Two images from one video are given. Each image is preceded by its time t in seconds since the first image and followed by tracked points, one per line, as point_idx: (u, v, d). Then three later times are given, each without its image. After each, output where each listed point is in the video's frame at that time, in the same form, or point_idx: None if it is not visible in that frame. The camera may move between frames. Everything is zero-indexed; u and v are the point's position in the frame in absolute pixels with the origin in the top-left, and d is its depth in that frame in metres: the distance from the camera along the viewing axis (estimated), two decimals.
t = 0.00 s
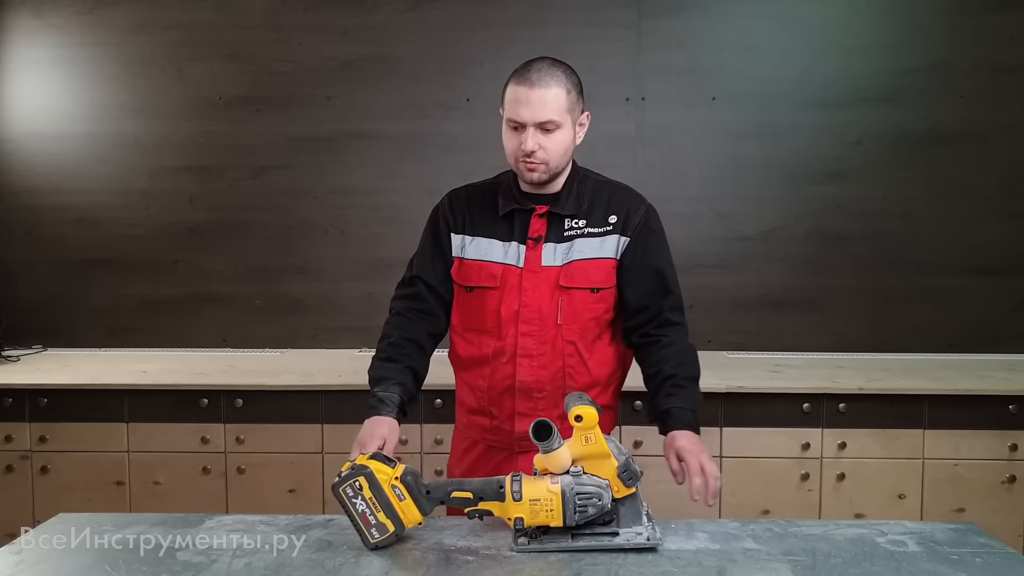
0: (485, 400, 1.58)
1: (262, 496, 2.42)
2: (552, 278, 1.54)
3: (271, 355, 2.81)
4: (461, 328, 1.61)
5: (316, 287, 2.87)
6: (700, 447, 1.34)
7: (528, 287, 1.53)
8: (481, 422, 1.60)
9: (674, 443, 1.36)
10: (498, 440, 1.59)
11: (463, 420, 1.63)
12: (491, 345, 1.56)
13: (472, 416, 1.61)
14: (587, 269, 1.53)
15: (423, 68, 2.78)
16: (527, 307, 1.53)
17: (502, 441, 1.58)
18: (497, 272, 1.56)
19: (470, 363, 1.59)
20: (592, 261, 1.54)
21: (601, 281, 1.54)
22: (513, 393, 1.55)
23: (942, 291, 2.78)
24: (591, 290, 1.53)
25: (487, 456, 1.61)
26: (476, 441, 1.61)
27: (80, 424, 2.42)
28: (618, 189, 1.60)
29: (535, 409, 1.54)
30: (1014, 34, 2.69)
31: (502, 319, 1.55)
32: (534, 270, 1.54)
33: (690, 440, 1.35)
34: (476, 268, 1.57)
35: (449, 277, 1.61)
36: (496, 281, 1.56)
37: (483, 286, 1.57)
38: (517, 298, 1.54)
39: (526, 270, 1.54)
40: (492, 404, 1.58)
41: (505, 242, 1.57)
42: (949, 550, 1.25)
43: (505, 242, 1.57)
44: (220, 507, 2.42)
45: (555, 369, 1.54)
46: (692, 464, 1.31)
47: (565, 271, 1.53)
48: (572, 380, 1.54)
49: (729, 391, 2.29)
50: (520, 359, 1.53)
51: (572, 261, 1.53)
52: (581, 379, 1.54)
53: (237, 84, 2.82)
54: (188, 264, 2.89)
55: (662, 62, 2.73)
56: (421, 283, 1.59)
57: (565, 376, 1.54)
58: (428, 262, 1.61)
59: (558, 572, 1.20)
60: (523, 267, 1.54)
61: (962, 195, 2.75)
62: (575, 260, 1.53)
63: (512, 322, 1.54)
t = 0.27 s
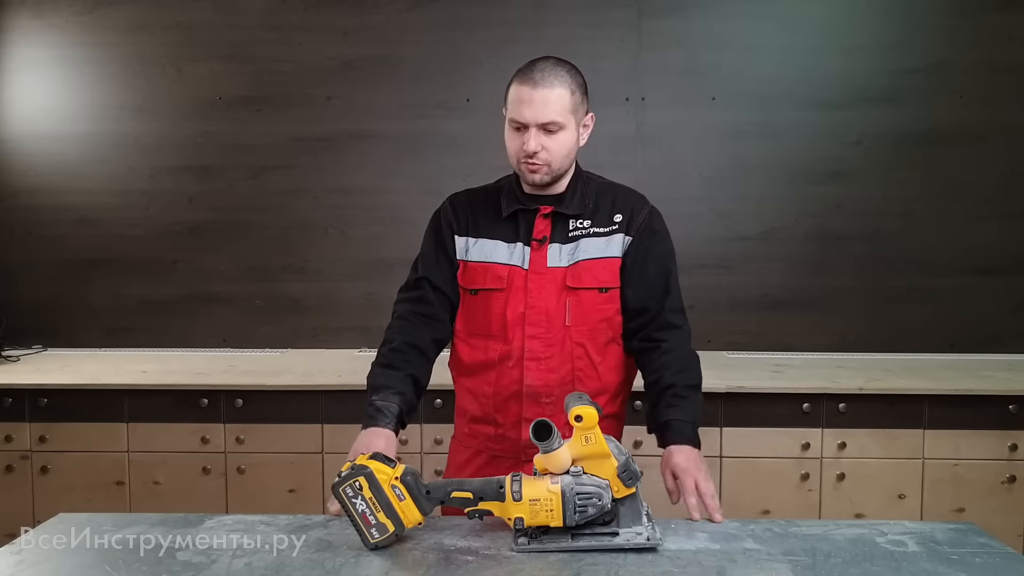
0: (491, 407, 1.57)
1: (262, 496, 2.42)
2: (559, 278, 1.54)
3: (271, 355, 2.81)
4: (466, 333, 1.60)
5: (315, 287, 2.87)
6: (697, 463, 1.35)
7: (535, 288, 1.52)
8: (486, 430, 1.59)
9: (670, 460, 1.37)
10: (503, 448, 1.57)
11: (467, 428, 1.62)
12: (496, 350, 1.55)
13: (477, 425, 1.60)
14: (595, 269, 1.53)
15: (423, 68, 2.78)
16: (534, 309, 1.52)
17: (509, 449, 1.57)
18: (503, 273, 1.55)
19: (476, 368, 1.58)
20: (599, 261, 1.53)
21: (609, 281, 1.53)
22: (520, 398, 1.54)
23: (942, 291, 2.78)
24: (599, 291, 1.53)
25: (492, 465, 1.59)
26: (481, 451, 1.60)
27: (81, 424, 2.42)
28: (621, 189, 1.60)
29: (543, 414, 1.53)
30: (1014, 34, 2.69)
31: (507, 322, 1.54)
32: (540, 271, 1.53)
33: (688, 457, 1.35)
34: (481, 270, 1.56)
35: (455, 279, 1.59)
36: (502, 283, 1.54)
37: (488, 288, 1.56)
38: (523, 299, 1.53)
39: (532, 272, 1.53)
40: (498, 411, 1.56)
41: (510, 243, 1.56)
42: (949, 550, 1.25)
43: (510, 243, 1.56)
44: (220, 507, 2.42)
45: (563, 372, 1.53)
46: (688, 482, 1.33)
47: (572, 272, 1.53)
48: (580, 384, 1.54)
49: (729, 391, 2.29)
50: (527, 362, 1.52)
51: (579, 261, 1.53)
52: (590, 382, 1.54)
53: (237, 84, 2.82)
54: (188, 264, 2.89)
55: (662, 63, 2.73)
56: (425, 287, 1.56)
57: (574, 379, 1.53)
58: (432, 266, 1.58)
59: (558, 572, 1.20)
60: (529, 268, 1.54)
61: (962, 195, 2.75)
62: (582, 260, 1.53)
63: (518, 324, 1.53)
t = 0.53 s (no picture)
0: (495, 415, 1.54)
1: (262, 496, 2.42)
2: (561, 280, 1.52)
3: (271, 355, 2.81)
4: (467, 338, 1.58)
5: (315, 287, 2.87)
6: (688, 473, 1.40)
7: (537, 291, 1.51)
8: (490, 439, 1.56)
9: (661, 471, 1.42)
10: (509, 457, 1.55)
11: (471, 437, 1.59)
12: (499, 355, 1.53)
13: (481, 433, 1.57)
14: (598, 270, 1.52)
15: (423, 68, 2.78)
16: (537, 312, 1.50)
17: (515, 457, 1.55)
18: (502, 276, 1.53)
19: (478, 374, 1.56)
20: (602, 261, 1.52)
21: (613, 282, 1.52)
22: (525, 404, 1.52)
23: (942, 291, 2.78)
24: (603, 291, 1.52)
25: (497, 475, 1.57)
26: (486, 459, 1.57)
27: (81, 424, 2.42)
28: (622, 188, 1.60)
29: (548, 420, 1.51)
30: (1014, 35, 2.69)
31: (510, 325, 1.52)
32: (542, 273, 1.52)
33: (679, 468, 1.40)
34: (480, 274, 1.55)
35: (451, 286, 1.59)
36: (501, 285, 1.53)
37: (488, 291, 1.54)
38: (526, 302, 1.51)
39: (533, 274, 1.52)
40: (503, 418, 1.54)
41: (509, 245, 1.55)
42: (949, 550, 1.25)
43: (509, 246, 1.55)
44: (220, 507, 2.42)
45: (568, 377, 1.51)
46: (678, 491, 1.38)
47: (574, 272, 1.52)
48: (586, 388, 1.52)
49: (729, 391, 2.29)
50: (532, 367, 1.49)
51: (582, 261, 1.52)
52: (597, 386, 1.52)
53: (237, 84, 2.82)
54: (188, 264, 2.89)
55: (662, 63, 2.73)
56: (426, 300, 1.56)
57: (580, 383, 1.51)
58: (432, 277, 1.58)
59: (558, 572, 1.20)
60: (531, 270, 1.52)
61: (962, 195, 2.75)
62: (584, 261, 1.52)
63: (521, 328, 1.51)
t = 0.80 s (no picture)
0: (496, 419, 1.53)
1: (262, 496, 2.42)
2: (561, 282, 1.52)
3: (271, 355, 2.81)
4: (467, 342, 1.58)
5: (316, 287, 2.87)
6: (686, 477, 1.40)
7: (536, 293, 1.50)
8: (491, 443, 1.56)
9: (659, 475, 1.42)
10: (510, 461, 1.54)
11: (472, 442, 1.58)
12: (498, 358, 1.53)
13: (482, 437, 1.57)
14: (598, 271, 1.52)
15: (423, 68, 2.78)
16: (537, 315, 1.50)
17: (516, 461, 1.54)
18: (500, 278, 1.53)
19: (477, 378, 1.56)
20: (602, 262, 1.52)
21: (614, 283, 1.52)
22: (526, 408, 1.51)
23: (942, 291, 2.78)
24: (604, 293, 1.51)
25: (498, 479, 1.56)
26: (488, 464, 1.57)
27: (81, 424, 2.42)
28: (621, 188, 1.59)
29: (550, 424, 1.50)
30: (1014, 34, 2.69)
31: (509, 328, 1.51)
32: (541, 274, 1.51)
33: (676, 472, 1.40)
34: (479, 276, 1.55)
35: (449, 289, 1.59)
36: (499, 288, 1.53)
37: (486, 293, 1.54)
38: (525, 305, 1.51)
39: (532, 276, 1.51)
40: (504, 423, 1.53)
41: (507, 246, 1.55)
42: (949, 550, 1.25)
43: (507, 247, 1.55)
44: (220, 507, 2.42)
45: (569, 380, 1.50)
46: (676, 495, 1.39)
47: (574, 274, 1.51)
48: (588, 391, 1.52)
49: (729, 391, 2.29)
50: (532, 370, 1.49)
51: (582, 262, 1.52)
52: (598, 389, 1.51)
53: (237, 85, 2.82)
54: (188, 264, 2.89)
55: (662, 63, 2.73)
56: (427, 309, 1.56)
57: (581, 386, 1.51)
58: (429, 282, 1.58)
59: (558, 572, 1.20)
60: (529, 271, 1.52)
61: (962, 195, 2.75)
62: (584, 262, 1.52)
63: (521, 331, 1.50)
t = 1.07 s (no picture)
0: (497, 420, 1.53)
1: (262, 496, 2.42)
2: (563, 283, 1.52)
3: (271, 355, 2.81)
4: (468, 342, 1.57)
5: (315, 287, 2.87)
6: (687, 477, 1.40)
7: (539, 293, 1.50)
8: (492, 444, 1.55)
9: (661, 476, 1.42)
10: (511, 461, 1.54)
11: (472, 442, 1.58)
12: (499, 359, 1.52)
13: (483, 438, 1.56)
14: (601, 271, 1.52)
15: (423, 68, 2.78)
16: (539, 315, 1.50)
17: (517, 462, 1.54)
18: (502, 278, 1.53)
19: (477, 379, 1.55)
20: (604, 263, 1.52)
21: (616, 284, 1.52)
22: (527, 409, 1.51)
23: (942, 291, 2.78)
24: (606, 294, 1.52)
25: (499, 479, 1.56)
26: (489, 465, 1.56)
27: (81, 424, 2.42)
28: (623, 189, 1.60)
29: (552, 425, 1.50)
30: (1014, 34, 2.69)
31: (511, 329, 1.51)
32: (543, 275, 1.51)
33: (677, 472, 1.40)
34: (480, 276, 1.55)
35: (450, 289, 1.58)
36: (501, 288, 1.52)
37: (488, 294, 1.54)
38: (527, 305, 1.51)
39: (534, 277, 1.51)
40: (505, 424, 1.52)
41: (509, 246, 1.55)
42: (949, 550, 1.25)
43: (509, 247, 1.55)
44: (220, 507, 2.42)
45: (571, 380, 1.50)
46: (677, 496, 1.39)
47: (576, 275, 1.51)
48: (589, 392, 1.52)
49: (729, 391, 2.29)
50: (534, 371, 1.49)
51: (584, 263, 1.52)
52: (599, 391, 1.52)
53: (237, 84, 2.82)
54: (188, 264, 2.89)
55: (662, 63, 2.73)
56: (427, 309, 1.55)
57: (583, 387, 1.51)
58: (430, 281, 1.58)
59: (558, 572, 1.20)
60: (531, 272, 1.52)
61: (962, 195, 2.75)
62: (587, 263, 1.52)
63: (523, 332, 1.50)
